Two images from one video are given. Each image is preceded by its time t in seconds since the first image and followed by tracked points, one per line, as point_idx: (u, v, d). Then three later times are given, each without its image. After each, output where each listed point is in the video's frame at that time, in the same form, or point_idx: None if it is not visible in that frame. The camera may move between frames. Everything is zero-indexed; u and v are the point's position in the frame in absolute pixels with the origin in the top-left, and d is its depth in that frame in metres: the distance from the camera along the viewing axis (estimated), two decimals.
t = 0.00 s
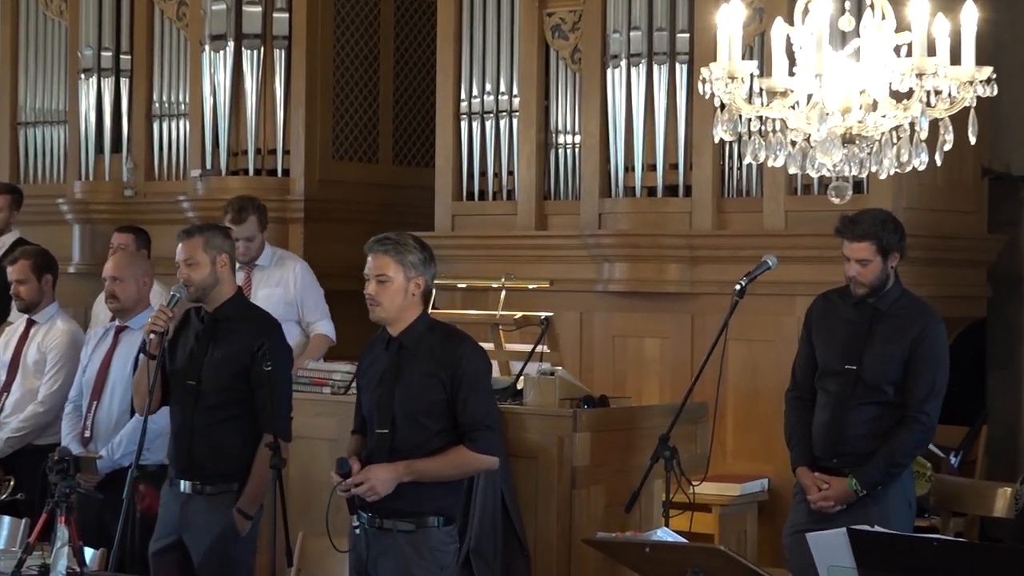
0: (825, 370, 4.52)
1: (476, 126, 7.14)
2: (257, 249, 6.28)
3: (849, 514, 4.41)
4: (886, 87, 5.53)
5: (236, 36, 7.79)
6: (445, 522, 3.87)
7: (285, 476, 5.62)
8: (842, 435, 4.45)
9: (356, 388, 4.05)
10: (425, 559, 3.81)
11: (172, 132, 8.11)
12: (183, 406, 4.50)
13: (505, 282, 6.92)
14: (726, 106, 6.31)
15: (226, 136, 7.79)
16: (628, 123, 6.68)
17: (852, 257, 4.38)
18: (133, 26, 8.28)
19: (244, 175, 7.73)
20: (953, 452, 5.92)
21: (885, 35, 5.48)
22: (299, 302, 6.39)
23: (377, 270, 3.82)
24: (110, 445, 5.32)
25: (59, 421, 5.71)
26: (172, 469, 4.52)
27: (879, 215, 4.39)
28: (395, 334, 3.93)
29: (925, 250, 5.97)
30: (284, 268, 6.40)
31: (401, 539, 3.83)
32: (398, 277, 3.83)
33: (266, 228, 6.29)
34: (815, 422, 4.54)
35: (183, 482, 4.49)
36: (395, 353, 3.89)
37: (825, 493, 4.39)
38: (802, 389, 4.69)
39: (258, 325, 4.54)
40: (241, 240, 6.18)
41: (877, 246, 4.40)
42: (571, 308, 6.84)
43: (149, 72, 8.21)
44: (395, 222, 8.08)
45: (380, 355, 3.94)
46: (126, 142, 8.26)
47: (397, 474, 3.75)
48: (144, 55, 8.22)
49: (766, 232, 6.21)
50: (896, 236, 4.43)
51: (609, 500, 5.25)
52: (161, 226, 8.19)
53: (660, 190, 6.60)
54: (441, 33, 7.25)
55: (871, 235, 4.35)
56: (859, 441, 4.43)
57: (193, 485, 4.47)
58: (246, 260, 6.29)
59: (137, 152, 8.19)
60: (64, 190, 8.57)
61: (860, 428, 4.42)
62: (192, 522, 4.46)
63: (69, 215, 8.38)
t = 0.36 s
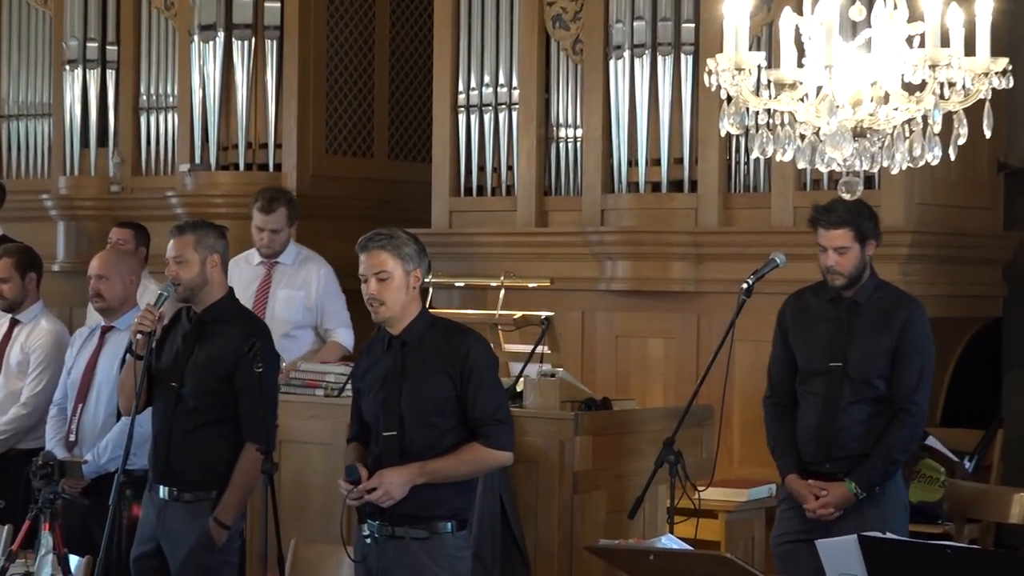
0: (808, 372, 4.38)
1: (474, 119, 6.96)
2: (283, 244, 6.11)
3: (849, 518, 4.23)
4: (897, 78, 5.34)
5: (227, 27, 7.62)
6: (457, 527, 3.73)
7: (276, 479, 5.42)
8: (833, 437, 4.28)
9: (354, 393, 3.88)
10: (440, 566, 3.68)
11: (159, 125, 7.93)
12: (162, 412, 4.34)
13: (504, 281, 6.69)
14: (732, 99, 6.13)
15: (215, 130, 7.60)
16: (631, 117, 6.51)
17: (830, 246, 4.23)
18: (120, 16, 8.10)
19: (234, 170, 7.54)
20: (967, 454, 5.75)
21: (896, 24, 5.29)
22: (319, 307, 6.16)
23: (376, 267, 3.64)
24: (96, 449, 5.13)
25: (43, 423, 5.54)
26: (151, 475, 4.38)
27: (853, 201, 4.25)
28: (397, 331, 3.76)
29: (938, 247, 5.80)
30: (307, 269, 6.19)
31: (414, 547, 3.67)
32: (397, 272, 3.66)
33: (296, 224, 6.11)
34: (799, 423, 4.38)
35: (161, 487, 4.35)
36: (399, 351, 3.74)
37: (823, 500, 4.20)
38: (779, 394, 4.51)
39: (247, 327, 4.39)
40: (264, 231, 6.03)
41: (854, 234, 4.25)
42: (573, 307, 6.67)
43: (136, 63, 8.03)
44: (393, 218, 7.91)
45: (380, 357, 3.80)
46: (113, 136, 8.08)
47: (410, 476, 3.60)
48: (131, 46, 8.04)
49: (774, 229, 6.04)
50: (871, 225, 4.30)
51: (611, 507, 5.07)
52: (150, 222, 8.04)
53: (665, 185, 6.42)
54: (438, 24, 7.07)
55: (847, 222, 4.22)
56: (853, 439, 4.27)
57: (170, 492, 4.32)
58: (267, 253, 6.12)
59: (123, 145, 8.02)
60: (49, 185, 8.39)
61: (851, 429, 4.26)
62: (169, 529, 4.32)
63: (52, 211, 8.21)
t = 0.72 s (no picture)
0: (792, 373, 4.20)
1: (472, 111, 6.78)
2: (304, 236, 5.73)
3: (846, 525, 4.07)
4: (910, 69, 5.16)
5: (216, 17, 7.45)
6: (477, 532, 3.59)
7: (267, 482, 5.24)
8: (823, 440, 4.11)
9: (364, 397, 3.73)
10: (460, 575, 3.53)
11: (146, 118, 7.75)
12: (148, 413, 4.17)
13: (503, 279, 6.43)
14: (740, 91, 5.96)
15: (204, 123, 7.44)
16: (635, 109, 6.33)
17: (810, 238, 4.07)
18: (106, 6, 7.91)
19: (224, 164, 7.39)
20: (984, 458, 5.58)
21: (909, 13, 5.10)
22: (335, 311, 5.77)
23: (385, 264, 3.48)
24: (81, 452, 4.95)
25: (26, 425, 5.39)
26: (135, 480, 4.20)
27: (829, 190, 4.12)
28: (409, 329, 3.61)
29: (953, 244, 5.63)
30: (328, 269, 5.80)
31: (431, 554, 3.53)
32: (408, 268, 3.50)
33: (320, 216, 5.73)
34: (783, 426, 4.20)
35: (144, 493, 4.16)
36: (412, 351, 3.59)
37: (817, 505, 4.02)
38: (759, 400, 4.32)
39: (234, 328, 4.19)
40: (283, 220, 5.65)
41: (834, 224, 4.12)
42: (575, 305, 6.49)
43: (122, 54, 7.85)
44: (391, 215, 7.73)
45: (391, 358, 3.64)
46: (99, 129, 7.90)
47: (426, 478, 3.45)
48: (117, 36, 7.86)
49: (784, 226, 5.88)
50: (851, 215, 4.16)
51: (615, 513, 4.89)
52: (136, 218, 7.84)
53: (670, 179, 6.25)
54: (435, 15, 6.88)
55: (826, 213, 4.08)
56: (845, 439, 4.10)
57: (153, 497, 4.13)
58: (287, 243, 5.75)
59: (109, 139, 7.84)
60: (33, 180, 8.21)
61: (841, 431, 4.09)
62: (150, 534, 4.13)
63: (36, 207, 8.02)
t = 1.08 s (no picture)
0: (788, 367, 4.08)
1: (472, 97, 6.59)
2: (305, 217, 5.52)
3: (852, 524, 3.94)
4: (925, 53, 4.96)
5: None
6: (503, 535, 3.54)
7: (259, 479, 5.05)
8: (825, 437, 4.00)
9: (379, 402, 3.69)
10: None
11: (132, 104, 7.58)
12: (137, 410, 3.99)
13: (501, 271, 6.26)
14: (749, 77, 5.78)
15: (195, 109, 7.27)
16: (639, 96, 6.16)
17: (814, 214, 4.00)
18: None
19: (214, 152, 7.21)
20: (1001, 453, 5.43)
21: None
22: (339, 300, 5.53)
23: (396, 260, 3.45)
24: (65, 450, 4.79)
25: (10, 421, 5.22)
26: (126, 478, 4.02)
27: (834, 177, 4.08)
28: (423, 327, 3.58)
29: (969, 234, 5.46)
30: (332, 255, 5.56)
31: (455, 559, 3.49)
32: (419, 264, 3.47)
33: (322, 197, 5.55)
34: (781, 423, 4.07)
35: (136, 492, 4.00)
36: (430, 350, 3.56)
37: (825, 505, 3.90)
38: (750, 401, 4.17)
39: (224, 321, 4.01)
40: (284, 199, 5.46)
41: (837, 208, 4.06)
42: (578, 297, 6.32)
43: (109, 38, 7.67)
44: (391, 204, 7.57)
45: (406, 358, 3.61)
46: (86, 115, 7.73)
47: (448, 478, 3.42)
48: (103, 20, 7.67)
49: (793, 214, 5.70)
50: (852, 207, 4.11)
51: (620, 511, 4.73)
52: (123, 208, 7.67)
53: (676, 167, 6.07)
54: None
55: (831, 193, 4.03)
56: (848, 436, 3.99)
57: (143, 496, 3.97)
58: (286, 223, 5.53)
59: (95, 126, 7.67)
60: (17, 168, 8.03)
61: (842, 426, 3.99)
62: (141, 536, 3.97)
63: (20, 195, 7.91)
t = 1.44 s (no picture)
0: (795, 340, 3.92)
1: (470, 60, 6.40)
2: (291, 180, 5.34)
3: (867, 502, 3.79)
4: (940, 15, 4.83)
5: None
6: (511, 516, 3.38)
7: (253, 457, 4.90)
8: (836, 413, 3.83)
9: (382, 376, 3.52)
10: (492, 561, 3.33)
11: (119, 68, 7.42)
12: (134, 384, 3.86)
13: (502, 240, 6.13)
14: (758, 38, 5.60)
15: (182, 76, 7.13)
16: (643, 58, 5.99)
17: (818, 175, 3.81)
18: None
19: (203, 118, 7.04)
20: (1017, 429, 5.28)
21: None
22: (327, 264, 5.38)
23: (398, 232, 3.26)
24: (50, 427, 4.63)
25: None
26: (122, 455, 3.88)
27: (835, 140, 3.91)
28: (428, 300, 3.40)
29: (984, 202, 5.31)
30: (318, 218, 5.40)
31: (461, 540, 3.33)
32: (423, 235, 3.29)
33: (307, 158, 5.35)
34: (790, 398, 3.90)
35: (134, 470, 3.85)
36: (436, 322, 3.39)
37: (837, 484, 3.74)
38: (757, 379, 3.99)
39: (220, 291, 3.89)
40: (268, 163, 5.28)
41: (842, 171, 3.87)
42: (581, 269, 6.17)
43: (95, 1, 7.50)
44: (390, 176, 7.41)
45: (411, 331, 3.44)
46: (70, 81, 7.58)
47: (457, 459, 3.25)
48: None
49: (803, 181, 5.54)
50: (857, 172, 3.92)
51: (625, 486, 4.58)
52: (110, 175, 7.54)
53: (682, 133, 5.91)
54: None
55: (838, 156, 3.85)
56: (858, 410, 3.82)
57: (144, 473, 3.83)
58: (268, 185, 5.35)
59: (80, 91, 7.52)
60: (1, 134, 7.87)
61: (852, 400, 3.82)
62: (140, 514, 3.83)
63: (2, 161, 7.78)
